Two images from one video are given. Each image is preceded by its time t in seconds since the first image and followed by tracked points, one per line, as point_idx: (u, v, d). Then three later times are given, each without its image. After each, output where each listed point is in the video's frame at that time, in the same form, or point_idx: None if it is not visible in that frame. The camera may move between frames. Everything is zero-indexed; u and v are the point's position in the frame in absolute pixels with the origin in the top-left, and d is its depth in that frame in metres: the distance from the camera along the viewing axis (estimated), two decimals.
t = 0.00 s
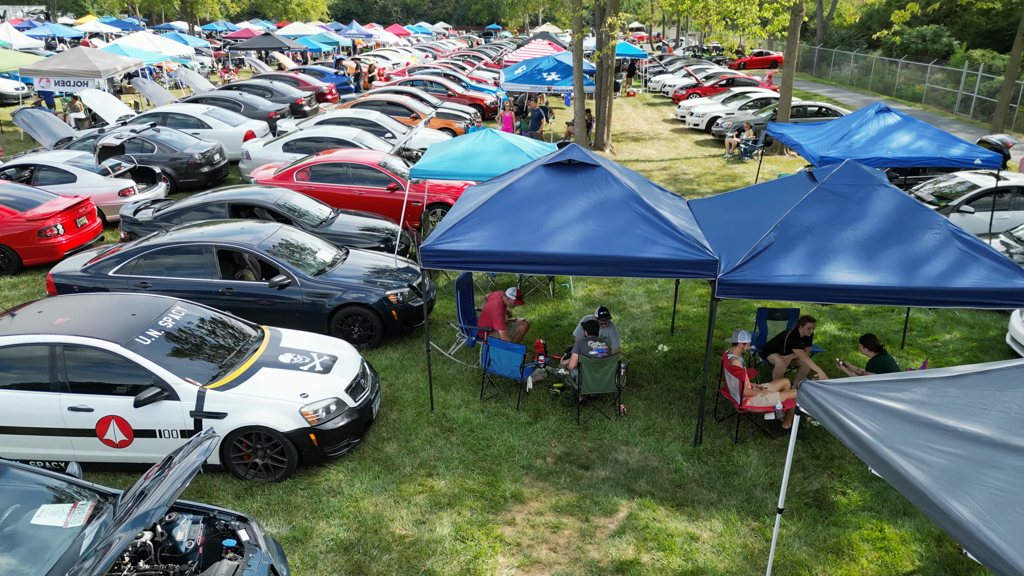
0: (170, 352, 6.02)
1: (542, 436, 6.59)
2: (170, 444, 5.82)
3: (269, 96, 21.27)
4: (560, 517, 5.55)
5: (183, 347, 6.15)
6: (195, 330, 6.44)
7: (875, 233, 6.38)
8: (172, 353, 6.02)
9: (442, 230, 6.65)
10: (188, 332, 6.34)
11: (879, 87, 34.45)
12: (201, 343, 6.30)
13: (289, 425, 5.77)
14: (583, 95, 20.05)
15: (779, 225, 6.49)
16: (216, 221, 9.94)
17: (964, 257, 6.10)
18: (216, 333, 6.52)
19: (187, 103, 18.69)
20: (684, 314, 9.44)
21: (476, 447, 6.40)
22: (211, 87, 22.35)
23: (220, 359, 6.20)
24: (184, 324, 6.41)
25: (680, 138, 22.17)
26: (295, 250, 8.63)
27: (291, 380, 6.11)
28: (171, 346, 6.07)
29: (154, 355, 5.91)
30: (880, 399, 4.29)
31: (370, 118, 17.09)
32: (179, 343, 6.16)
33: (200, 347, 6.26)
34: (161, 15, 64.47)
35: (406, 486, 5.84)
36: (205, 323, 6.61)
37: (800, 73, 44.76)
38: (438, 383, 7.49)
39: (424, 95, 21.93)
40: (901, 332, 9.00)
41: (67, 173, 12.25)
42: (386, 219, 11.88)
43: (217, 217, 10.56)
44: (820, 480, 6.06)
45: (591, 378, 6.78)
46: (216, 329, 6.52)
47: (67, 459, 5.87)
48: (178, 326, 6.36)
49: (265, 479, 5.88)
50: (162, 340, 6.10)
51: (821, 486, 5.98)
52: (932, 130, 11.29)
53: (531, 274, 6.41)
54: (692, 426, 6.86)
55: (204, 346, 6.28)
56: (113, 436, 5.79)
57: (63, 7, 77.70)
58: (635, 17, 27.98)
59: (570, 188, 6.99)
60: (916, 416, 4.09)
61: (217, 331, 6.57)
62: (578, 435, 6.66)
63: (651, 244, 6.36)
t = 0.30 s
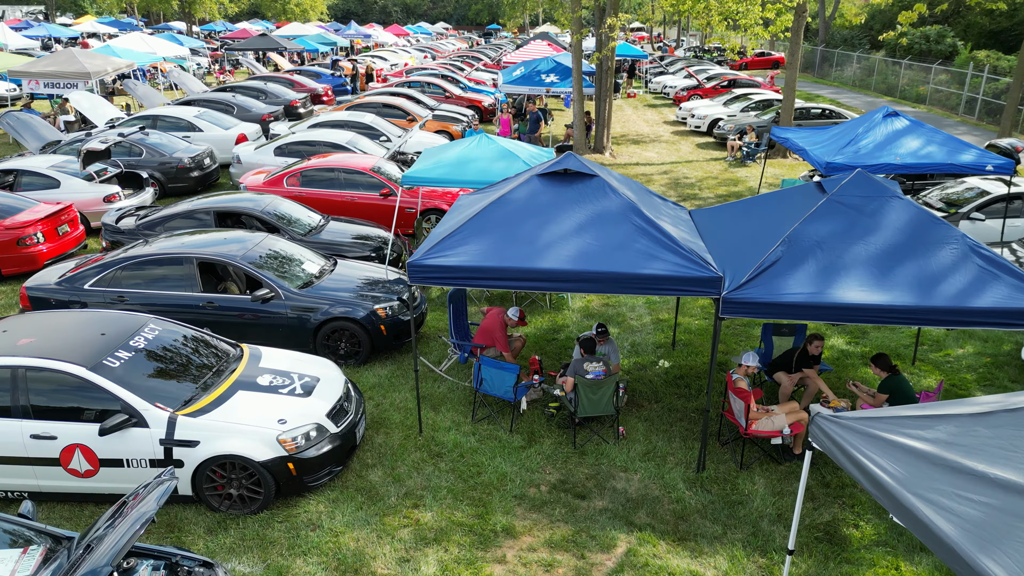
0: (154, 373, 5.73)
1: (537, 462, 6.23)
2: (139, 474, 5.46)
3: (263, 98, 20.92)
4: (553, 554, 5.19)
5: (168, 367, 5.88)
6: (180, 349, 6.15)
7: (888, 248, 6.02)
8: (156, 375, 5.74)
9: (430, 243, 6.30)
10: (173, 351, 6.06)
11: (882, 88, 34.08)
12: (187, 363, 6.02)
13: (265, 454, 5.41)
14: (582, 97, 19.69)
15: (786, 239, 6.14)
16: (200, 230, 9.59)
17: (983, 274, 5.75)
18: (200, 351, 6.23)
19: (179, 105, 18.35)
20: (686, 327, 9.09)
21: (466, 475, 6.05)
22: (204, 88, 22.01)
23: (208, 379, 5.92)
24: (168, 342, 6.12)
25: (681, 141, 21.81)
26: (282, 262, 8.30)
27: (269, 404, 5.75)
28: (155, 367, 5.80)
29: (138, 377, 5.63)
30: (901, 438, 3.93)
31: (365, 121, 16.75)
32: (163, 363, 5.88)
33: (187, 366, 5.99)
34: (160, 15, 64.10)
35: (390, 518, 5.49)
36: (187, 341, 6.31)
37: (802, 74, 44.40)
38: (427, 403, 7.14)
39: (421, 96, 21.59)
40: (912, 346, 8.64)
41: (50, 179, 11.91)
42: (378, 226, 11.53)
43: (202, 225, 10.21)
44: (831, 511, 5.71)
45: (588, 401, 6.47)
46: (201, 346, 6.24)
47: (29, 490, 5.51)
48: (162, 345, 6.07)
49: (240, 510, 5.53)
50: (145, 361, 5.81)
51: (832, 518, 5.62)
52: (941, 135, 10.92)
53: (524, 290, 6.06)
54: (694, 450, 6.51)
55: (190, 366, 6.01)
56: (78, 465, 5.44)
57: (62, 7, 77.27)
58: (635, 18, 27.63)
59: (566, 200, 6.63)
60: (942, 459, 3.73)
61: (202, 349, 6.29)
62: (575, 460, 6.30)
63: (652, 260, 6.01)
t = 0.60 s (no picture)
0: (130, 406, 5.35)
1: (530, 501, 5.75)
2: (92, 520, 4.98)
3: (254, 100, 20.43)
4: None
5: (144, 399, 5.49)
6: (155, 376, 5.81)
7: (911, 271, 5.54)
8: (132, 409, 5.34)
9: (414, 265, 5.81)
10: (150, 379, 5.71)
11: (885, 90, 33.63)
12: (164, 392, 5.66)
13: (230, 500, 4.93)
14: (581, 100, 19.21)
15: (801, 260, 5.66)
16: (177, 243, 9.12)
17: (1016, 300, 5.27)
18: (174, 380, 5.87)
19: (166, 108, 17.85)
20: (689, 346, 8.61)
21: (453, 517, 5.57)
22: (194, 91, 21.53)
23: (187, 408, 5.56)
24: (142, 370, 5.76)
25: (682, 144, 21.35)
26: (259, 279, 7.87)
27: (237, 441, 5.27)
28: (131, 398, 5.41)
29: (115, 411, 5.26)
30: (939, 501, 3.45)
31: (357, 125, 16.27)
32: (138, 395, 5.49)
33: (164, 397, 5.62)
34: (156, 14, 63.45)
35: (368, 570, 5.02)
36: (159, 369, 5.93)
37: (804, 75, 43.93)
38: (413, 433, 6.66)
39: (416, 99, 21.11)
40: (929, 367, 8.16)
41: (27, 187, 11.44)
42: (368, 236, 11.05)
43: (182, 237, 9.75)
44: (850, 560, 5.23)
45: (585, 434, 5.98)
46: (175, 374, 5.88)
47: None
48: (137, 373, 5.70)
49: (204, 561, 5.04)
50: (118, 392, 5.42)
51: (852, 568, 5.14)
52: (956, 142, 10.45)
53: (516, 315, 5.57)
54: (700, 487, 6.03)
55: (166, 396, 5.62)
56: (24, 512, 4.95)
57: (58, 6, 76.64)
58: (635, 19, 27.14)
59: (561, 216, 6.15)
60: (991, 531, 3.23)
61: (176, 377, 5.92)
62: (571, 499, 5.82)
63: (655, 284, 5.52)
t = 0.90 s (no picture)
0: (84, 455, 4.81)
1: (521, 559, 5.19)
2: None
3: (242, 104, 19.83)
4: None
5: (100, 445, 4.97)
6: (115, 419, 5.29)
7: (944, 305, 4.98)
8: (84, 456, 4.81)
9: (392, 296, 5.24)
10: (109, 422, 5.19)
11: (888, 92, 33.12)
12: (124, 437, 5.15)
13: (181, 570, 4.35)
14: (579, 104, 18.66)
15: (822, 292, 5.10)
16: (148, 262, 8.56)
17: None
18: (136, 419, 5.39)
19: (149, 113, 17.25)
20: (694, 373, 8.05)
21: None
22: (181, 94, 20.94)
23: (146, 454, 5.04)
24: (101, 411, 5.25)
25: (682, 149, 20.80)
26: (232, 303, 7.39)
27: (192, 498, 4.70)
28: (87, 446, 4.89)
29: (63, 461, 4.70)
30: None
31: (347, 130, 15.71)
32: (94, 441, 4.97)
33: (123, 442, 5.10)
34: (149, 15, 62.70)
35: None
36: (120, 410, 5.42)
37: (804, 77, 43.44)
38: (394, 476, 6.09)
39: (409, 102, 20.54)
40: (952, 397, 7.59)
41: None
42: (354, 252, 10.49)
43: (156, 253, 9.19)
44: None
45: (582, 482, 5.43)
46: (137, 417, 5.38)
47: None
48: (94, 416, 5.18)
49: None
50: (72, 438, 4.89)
51: None
52: (973, 152, 9.91)
53: (505, 354, 5.00)
54: (710, 540, 5.47)
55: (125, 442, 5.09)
56: None
57: (50, 7, 75.83)
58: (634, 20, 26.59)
59: (556, 241, 5.58)
60: None
61: (137, 420, 5.40)
62: (567, 556, 5.26)
63: (660, 319, 4.95)
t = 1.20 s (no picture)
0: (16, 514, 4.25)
1: None
2: None
3: (224, 109, 19.19)
4: None
5: (41, 500, 4.42)
6: (59, 469, 4.72)
7: (982, 345, 4.42)
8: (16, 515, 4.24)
9: (362, 336, 4.65)
10: (50, 474, 4.63)
11: (885, 93, 32.71)
12: (69, 487, 4.60)
13: None
14: (571, 108, 18.10)
15: (845, 330, 4.54)
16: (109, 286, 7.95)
17: None
18: (85, 468, 4.84)
19: (125, 118, 16.59)
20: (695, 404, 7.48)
21: None
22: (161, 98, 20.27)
23: (86, 514, 4.44)
24: (41, 462, 4.68)
25: (677, 153, 20.28)
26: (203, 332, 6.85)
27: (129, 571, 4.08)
28: (26, 502, 4.35)
29: None
30: None
31: (330, 136, 15.10)
32: (33, 496, 4.42)
33: (65, 496, 4.53)
34: (138, 15, 61.81)
35: None
36: (67, 459, 4.85)
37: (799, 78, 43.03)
38: (368, 528, 5.51)
39: (397, 106, 19.94)
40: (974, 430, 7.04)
41: None
42: (333, 268, 9.89)
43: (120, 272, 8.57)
44: None
45: (576, 541, 4.85)
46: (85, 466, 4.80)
47: None
48: (35, 468, 4.63)
49: None
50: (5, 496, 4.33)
51: None
52: (988, 162, 9.39)
53: (488, 402, 4.41)
54: None
55: (66, 496, 4.53)
56: None
57: (36, 7, 74.70)
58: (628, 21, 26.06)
59: (546, 270, 5.01)
60: None
61: (85, 470, 4.82)
62: None
63: (663, 363, 4.37)
